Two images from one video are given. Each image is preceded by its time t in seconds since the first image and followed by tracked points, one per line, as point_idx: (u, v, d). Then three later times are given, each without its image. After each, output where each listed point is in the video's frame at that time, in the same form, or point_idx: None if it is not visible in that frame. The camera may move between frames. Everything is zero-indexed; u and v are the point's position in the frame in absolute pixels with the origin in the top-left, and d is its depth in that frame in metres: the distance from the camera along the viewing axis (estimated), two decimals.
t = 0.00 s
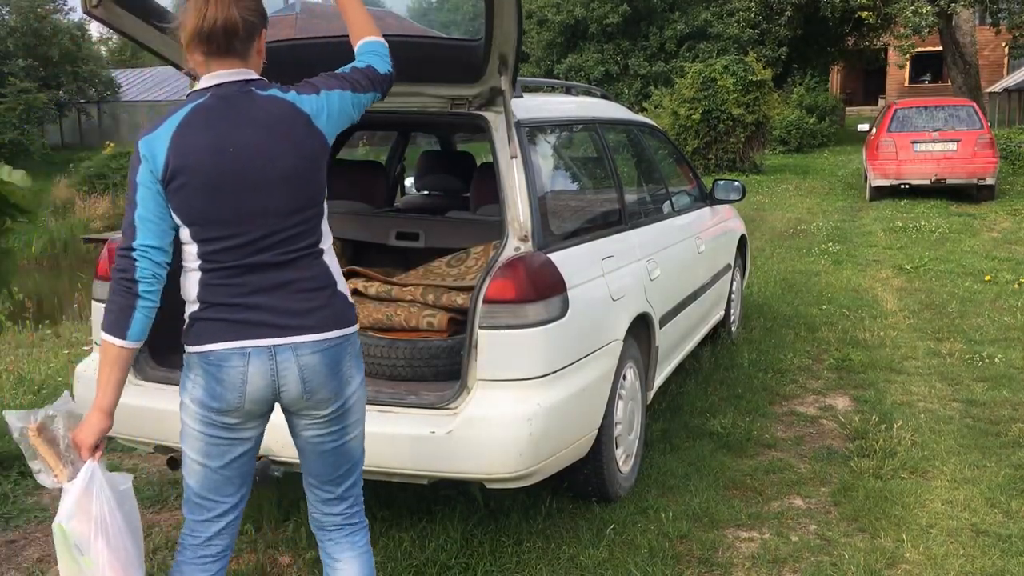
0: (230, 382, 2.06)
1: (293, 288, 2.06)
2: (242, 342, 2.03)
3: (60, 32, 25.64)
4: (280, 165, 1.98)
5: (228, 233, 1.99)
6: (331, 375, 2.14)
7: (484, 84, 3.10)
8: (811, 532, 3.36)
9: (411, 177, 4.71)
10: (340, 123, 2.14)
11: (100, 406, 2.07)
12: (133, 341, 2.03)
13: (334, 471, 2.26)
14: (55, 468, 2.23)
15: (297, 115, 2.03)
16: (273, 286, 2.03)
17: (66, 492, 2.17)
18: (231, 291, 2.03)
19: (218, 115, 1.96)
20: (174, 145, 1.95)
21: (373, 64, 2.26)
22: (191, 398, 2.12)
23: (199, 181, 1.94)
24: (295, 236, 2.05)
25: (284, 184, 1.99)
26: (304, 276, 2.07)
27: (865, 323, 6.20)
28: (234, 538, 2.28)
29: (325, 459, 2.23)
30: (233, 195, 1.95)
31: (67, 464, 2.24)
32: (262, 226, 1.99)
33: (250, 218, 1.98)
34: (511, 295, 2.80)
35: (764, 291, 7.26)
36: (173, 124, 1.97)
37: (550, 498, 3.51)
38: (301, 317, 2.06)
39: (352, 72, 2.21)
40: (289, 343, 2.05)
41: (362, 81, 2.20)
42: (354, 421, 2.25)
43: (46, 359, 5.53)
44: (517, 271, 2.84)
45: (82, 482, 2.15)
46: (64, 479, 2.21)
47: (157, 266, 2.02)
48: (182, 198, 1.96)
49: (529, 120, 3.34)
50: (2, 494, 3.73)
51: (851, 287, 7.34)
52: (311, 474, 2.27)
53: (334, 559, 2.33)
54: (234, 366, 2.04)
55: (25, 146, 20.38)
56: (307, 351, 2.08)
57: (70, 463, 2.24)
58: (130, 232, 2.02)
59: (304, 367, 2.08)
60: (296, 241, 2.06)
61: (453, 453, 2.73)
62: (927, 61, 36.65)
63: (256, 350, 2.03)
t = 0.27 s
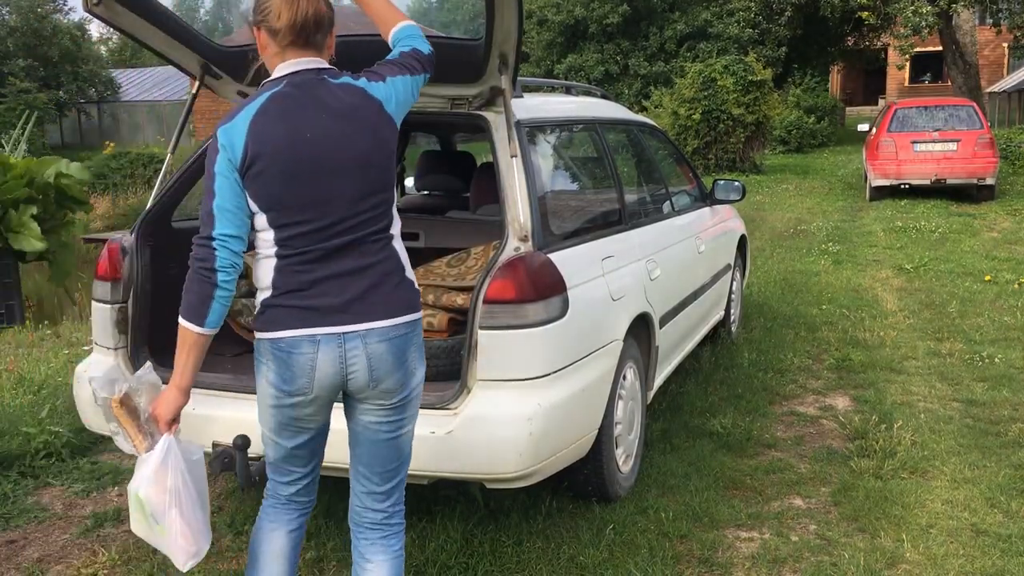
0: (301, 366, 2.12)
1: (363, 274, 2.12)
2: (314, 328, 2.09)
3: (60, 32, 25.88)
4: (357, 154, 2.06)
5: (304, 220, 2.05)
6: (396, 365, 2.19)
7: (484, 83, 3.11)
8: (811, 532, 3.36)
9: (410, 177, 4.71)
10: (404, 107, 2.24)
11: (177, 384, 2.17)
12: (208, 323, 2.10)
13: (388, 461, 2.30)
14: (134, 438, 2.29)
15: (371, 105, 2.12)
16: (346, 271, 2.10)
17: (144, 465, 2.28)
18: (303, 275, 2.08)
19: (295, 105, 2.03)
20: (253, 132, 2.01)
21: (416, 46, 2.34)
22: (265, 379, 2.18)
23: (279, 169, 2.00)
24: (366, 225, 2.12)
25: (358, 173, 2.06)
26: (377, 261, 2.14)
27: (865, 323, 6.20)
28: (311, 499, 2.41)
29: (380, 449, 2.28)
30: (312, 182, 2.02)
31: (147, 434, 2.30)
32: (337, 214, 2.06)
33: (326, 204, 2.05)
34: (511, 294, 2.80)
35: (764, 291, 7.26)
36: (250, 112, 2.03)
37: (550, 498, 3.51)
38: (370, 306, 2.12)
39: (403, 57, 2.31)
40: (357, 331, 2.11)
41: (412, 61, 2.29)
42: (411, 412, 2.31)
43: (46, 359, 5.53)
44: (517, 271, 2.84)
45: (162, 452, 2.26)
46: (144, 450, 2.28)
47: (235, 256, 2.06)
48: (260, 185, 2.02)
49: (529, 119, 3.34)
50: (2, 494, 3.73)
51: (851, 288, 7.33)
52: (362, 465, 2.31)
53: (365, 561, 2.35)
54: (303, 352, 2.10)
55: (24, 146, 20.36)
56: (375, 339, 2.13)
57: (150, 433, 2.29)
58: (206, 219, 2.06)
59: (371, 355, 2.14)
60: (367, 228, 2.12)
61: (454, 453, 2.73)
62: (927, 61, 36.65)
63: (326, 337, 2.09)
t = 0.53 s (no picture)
0: (324, 357, 2.12)
1: (387, 268, 2.11)
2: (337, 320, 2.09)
3: (61, 32, 25.82)
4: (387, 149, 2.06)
5: (335, 213, 2.06)
6: (418, 360, 2.18)
7: (484, 83, 3.10)
8: (811, 532, 3.36)
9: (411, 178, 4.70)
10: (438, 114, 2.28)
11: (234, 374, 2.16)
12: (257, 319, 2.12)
13: (406, 455, 2.30)
14: (200, 439, 2.21)
15: (400, 103, 2.13)
16: (372, 264, 2.10)
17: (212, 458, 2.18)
18: (331, 267, 2.09)
19: (327, 99, 2.04)
20: (288, 126, 2.03)
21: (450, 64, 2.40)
22: (296, 371, 2.20)
23: (311, 161, 2.01)
24: (393, 218, 2.11)
25: (386, 167, 2.06)
26: (403, 256, 2.14)
27: (865, 323, 6.20)
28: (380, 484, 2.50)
29: (397, 444, 2.27)
30: (343, 175, 2.03)
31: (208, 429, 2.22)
32: (366, 207, 2.06)
33: (355, 196, 2.05)
34: (511, 295, 2.80)
35: (764, 291, 7.26)
36: (285, 108, 2.05)
37: (550, 498, 3.51)
38: (395, 299, 2.12)
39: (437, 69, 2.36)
40: (381, 323, 2.10)
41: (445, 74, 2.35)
42: (432, 408, 2.30)
43: (46, 360, 5.53)
44: (517, 271, 2.84)
45: (229, 449, 2.17)
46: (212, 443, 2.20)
47: (277, 249, 2.09)
48: (293, 178, 2.03)
49: (528, 120, 3.34)
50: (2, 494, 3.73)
51: (851, 288, 7.33)
52: (380, 458, 2.30)
53: (376, 559, 2.34)
54: (327, 343, 2.10)
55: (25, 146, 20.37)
56: (397, 332, 2.12)
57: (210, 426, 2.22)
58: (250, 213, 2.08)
59: (393, 347, 2.12)
60: (396, 223, 2.12)
61: (454, 452, 2.73)
62: (927, 61, 36.67)
63: (349, 329, 2.09)
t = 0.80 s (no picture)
0: (345, 351, 2.14)
1: (409, 267, 2.12)
2: (359, 315, 2.11)
3: (60, 32, 25.58)
4: (410, 150, 2.07)
5: (358, 214, 2.07)
6: (437, 356, 2.20)
7: (484, 83, 3.10)
8: (811, 532, 3.36)
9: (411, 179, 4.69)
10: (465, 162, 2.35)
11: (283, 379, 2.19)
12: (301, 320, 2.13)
13: (421, 448, 2.30)
14: (254, 444, 2.23)
15: (423, 106, 2.14)
16: (393, 264, 2.11)
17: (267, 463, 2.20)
18: (354, 267, 2.10)
19: (350, 104, 2.06)
20: (312, 131, 2.05)
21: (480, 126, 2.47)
22: (319, 366, 2.24)
23: (335, 165, 2.02)
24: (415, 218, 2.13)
25: (408, 168, 2.07)
26: (424, 256, 2.15)
27: (865, 323, 6.20)
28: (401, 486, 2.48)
29: (414, 438, 2.28)
30: (366, 177, 2.04)
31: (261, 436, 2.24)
32: (389, 206, 2.07)
33: (378, 196, 2.06)
34: (511, 295, 2.80)
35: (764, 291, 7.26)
36: (309, 114, 2.07)
37: (550, 498, 3.51)
38: (416, 298, 2.13)
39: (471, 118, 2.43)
40: (401, 319, 2.12)
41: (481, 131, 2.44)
42: (449, 404, 2.31)
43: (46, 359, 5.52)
44: (517, 271, 2.84)
45: (279, 456, 2.18)
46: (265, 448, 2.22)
47: (312, 249, 2.10)
48: (317, 181, 2.04)
49: (529, 119, 3.34)
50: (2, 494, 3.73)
51: (851, 288, 7.33)
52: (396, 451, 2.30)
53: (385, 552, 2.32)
54: (349, 337, 2.13)
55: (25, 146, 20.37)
56: (417, 328, 2.14)
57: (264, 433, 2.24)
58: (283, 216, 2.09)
59: (413, 343, 2.14)
60: (417, 224, 2.14)
61: (453, 452, 2.73)
62: (927, 61, 36.66)
63: (370, 324, 2.11)
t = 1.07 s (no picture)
0: (376, 336, 2.24)
1: (432, 251, 2.26)
2: (389, 299, 2.23)
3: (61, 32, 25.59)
4: (430, 141, 2.20)
5: (382, 201, 2.18)
6: (462, 334, 2.34)
7: (484, 83, 3.10)
8: (811, 532, 3.36)
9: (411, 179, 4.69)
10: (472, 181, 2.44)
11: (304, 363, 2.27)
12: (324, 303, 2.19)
13: (450, 423, 2.45)
14: (272, 421, 2.41)
15: (438, 101, 2.27)
16: (417, 249, 2.24)
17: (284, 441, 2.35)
18: (380, 252, 2.21)
19: (372, 97, 2.17)
20: (337, 123, 2.14)
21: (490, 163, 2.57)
22: (344, 353, 2.31)
23: (360, 154, 2.13)
24: (437, 206, 2.26)
25: (431, 160, 2.20)
26: (445, 241, 2.29)
27: (865, 323, 6.20)
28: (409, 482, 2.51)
29: (443, 414, 2.42)
30: (392, 166, 2.16)
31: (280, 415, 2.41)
32: (412, 196, 2.20)
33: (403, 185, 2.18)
34: (510, 295, 2.80)
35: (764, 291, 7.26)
36: (332, 106, 2.17)
37: (550, 498, 3.51)
38: (441, 280, 2.28)
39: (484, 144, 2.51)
40: (429, 302, 2.26)
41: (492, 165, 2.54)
42: (471, 381, 2.45)
43: (46, 360, 5.52)
44: (516, 270, 2.85)
45: (290, 432, 2.34)
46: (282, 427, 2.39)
47: (337, 234, 2.17)
48: (343, 170, 2.14)
49: (529, 120, 3.33)
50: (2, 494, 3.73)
51: (851, 287, 7.33)
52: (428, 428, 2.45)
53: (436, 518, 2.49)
54: (380, 321, 2.23)
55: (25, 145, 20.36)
56: (444, 310, 2.28)
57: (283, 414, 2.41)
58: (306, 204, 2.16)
59: (442, 324, 2.28)
60: (438, 211, 2.27)
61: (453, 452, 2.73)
62: (927, 61, 36.66)
63: (401, 307, 2.23)
